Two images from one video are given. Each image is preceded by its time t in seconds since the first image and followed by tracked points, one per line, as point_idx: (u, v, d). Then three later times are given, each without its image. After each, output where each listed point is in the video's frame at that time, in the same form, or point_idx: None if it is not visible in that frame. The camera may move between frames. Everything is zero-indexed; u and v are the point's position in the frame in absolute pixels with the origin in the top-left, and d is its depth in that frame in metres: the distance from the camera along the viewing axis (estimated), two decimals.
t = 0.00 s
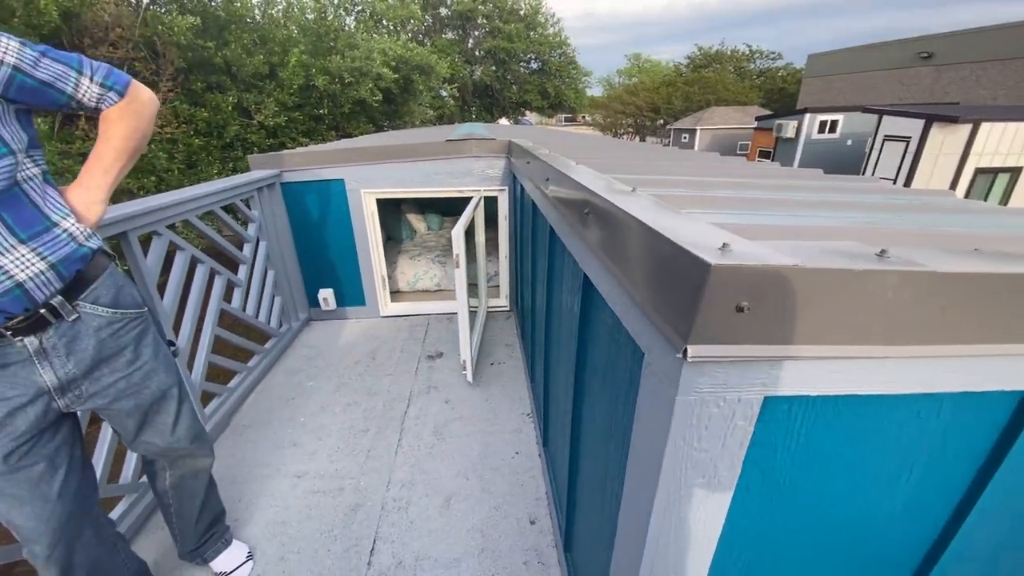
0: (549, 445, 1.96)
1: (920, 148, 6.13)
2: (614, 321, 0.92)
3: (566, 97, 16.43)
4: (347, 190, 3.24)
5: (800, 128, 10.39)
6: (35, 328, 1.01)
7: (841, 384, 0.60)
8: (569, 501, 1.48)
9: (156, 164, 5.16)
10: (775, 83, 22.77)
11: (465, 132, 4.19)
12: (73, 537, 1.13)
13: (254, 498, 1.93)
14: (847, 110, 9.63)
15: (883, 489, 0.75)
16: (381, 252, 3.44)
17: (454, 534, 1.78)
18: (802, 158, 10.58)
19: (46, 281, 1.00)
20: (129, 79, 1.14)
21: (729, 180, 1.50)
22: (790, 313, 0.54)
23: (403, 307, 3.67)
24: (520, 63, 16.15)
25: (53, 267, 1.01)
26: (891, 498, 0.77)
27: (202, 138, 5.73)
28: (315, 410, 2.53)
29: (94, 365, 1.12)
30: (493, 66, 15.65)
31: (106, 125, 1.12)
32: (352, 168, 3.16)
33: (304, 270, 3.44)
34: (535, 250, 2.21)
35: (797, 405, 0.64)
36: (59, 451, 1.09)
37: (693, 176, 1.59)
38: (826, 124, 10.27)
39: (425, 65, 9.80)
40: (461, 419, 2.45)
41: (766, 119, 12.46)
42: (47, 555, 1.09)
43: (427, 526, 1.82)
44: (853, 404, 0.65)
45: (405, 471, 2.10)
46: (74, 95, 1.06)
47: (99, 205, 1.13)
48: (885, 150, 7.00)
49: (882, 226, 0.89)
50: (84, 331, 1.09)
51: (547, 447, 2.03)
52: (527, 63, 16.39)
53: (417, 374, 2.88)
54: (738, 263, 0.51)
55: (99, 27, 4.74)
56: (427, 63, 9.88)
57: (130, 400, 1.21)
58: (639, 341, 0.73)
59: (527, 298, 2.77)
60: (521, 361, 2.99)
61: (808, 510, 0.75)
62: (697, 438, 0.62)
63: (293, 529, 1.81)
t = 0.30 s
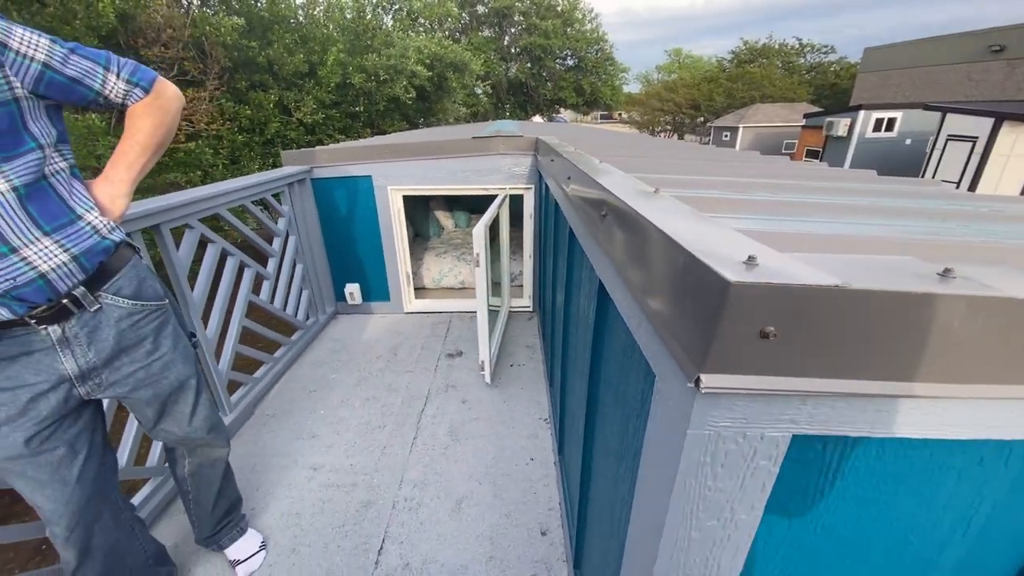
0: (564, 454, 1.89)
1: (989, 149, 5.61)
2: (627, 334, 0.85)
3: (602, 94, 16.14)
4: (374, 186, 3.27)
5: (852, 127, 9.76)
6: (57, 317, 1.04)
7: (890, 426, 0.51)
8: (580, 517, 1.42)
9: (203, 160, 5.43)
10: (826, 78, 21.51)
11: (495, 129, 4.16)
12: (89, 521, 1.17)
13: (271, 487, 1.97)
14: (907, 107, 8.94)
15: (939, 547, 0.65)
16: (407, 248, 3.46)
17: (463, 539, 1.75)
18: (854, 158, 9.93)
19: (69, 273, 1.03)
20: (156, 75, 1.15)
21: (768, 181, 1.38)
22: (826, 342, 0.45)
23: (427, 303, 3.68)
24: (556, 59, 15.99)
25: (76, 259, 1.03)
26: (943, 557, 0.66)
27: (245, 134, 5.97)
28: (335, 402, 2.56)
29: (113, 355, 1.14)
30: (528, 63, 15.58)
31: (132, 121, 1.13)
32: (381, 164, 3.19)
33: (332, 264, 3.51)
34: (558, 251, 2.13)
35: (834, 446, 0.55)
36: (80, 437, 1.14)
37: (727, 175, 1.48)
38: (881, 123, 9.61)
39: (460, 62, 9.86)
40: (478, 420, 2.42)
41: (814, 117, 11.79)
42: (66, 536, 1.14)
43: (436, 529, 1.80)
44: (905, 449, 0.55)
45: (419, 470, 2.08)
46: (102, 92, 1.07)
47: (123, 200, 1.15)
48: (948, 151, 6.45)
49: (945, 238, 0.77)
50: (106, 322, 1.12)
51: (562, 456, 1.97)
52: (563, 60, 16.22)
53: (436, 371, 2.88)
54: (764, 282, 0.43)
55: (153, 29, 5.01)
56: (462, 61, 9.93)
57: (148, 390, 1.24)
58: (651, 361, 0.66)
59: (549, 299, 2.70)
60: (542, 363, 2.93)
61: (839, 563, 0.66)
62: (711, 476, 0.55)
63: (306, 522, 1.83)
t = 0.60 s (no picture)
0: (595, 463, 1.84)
1: None
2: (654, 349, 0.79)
3: (668, 92, 15.50)
4: (427, 184, 3.37)
5: (960, 128, 8.60)
6: (134, 295, 1.17)
7: (946, 482, 0.43)
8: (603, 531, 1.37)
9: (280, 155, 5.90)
10: (931, 73, 19.12)
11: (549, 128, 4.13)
12: (150, 478, 1.33)
13: (314, 465, 2.10)
14: None
15: None
16: (455, 245, 3.53)
17: (488, 537, 1.76)
18: (960, 163, 8.75)
19: (144, 256, 1.16)
20: (228, 78, 1.25)
21: (838, 189, 1.24)
22: (866, 380, 0.39)
23: (472, 300, 3.74)
24: (622, 57, 15.58)
25: (151, 244, 1.16)
26: None
27: (318, 132, 6.40)
28: (377, 390, 2.68)
29: (179, 332, 1.27)
30: (592, 61, 15.31)
31: (206, 120, 1.24)
32: (435, 163, 3.29)
33: (385, 257, 3.66)
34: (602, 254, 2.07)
35: (873, 498, 0.48)
36: (149, 402, 1.29)
37: (790, 181, 1.35)
38: (997, 123, 8.39)
39: (521, 62, 9.91)
40: (512, 419, 2.42)
41: (913, 116, 10.54)
42: (131, 489, 1.30)
43: (463, 524, 1.82)
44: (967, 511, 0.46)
45: (450, 464, 2.12)
46: (180, 93, 1.18)
47: (195, 193, 1.26)
48: None
49: None
50: (174, 302, 1.24)
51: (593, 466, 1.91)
52: (628, 57, 15.75)
53: (475, 368, 2.91)
54: (788, 307, 0.38)
55: (243, 35, 5.55)
56: (523, 60, 9.96)
57: (207, 365, 1.36)
58: (671, 381, 0.62)
59: (592, 303, 2.63)
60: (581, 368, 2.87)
61: None
62: (722, 518, 0.50)
63: (341, 501, 1.93)
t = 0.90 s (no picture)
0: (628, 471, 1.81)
1: None
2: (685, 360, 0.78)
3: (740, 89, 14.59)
4: (480, 182, 3.46)
5: None
6: (215, 277, 1.32)
7: (983, 529, 0.41)
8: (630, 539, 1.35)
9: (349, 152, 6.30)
10: None
11: (606, 128, 4.08)
12: (219, 439, 1.50)
13: (360, 443, 2.25)
14: None
15: None
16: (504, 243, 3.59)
17: (516, 531, 1.80)
18: None
19: (224, 243, 1.31)
20: (303, 83, 1.37)
21: (914, 201, 1.13)
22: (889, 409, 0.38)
23: (517, 298, 3.78)
24: (691, 53, 14.88)
25: (230, 233, 1.31)
26: None
27: (383, 130, 6.75)
28: (421, 379, 2.80)
29: (249, 312, 1.42)
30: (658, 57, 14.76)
31: (282, 121, 1.37)
32: (489, 162, 3.37)
33: (436, 251, 3.81)
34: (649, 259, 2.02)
35: (904, 539, 0.45)
36: (221, 372, 1.46)
37: (858, 191, 1.25)
38: None
39: (584, 60, 9.79)
40: (548, 419, 2.44)
41: None
42: (203, 446, 1.48)
43: (492, 515, 1.87)
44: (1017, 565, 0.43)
45: (484, 456, 2.18)
46: (261, 98, 1.32)
47: (269, 187, 1.40)
48: None
49: None
50: (247, 284, 1.39)
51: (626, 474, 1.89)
52: (699, 53, 15.05)
53: (516, 365, 2.96)
54: (801, 327, 0.38)
55: (322, 40, 6.01)
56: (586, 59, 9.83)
57: (271, 343, 1.51)
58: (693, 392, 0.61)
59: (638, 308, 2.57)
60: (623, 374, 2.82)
61: None
62: (732, 537, 0.49)
63: (381, 479, 2.05)
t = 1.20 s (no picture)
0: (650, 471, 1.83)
1: None
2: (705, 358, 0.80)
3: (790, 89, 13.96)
4: (514, 182, 3.52)
5: None
6: (269, 266, 1.44)
7: (983, 525, 0.43)
8: (649, 536, 1.37)
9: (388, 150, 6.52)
10: None
11: (644, 129, 4.05)
12: (266, 414, 1.63)
13: (391, 428, 2.37)
14: None
15: None
16: (535, 242, 3.64)
17: (536, 521, 1.85)
18: None
19: (279, 235, 1.42)
20: (354, 85, 1.47)
21: (962, 210, 1.09)
22: (889, 405, 0.40)
23: (547, 297, 3.82)
24: (738, 51, 14.34)
25: (284, 225, 1.42)
26: None
27: (422, 129, 6.94)
28: (450, 371, 2.89)
29: (298, 298, 1.54)
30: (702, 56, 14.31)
31: (334, 122, 1.48)
32: (524, 162, 3.42)
33: (469, 248, 3.90)
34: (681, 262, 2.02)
35: (909, 535, 0.48)
36: (271, 352, 1.59)
37: (902, 198, 1.22)
38: None
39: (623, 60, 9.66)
40: (572, 417, 2.47)
41: None
42: (252, 419, 1.62)
43: (514, 505, 1.93)
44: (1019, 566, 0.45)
45: (508, 448, 2.25)
46: (316, 100, 1.43)
47: (320, 183, 1.51)
48: None
49: None
50: (297, 273, 1.50)
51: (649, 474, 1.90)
52: (746, 51, 14.48)
53: (543, 362, 3.00)
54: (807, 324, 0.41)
55: (368, 42, 6.25)
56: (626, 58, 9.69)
57: (315, 328, 1.63)
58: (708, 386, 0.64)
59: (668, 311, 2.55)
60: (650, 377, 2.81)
61: None
62: (738, 523, 0.52)
63: (410, 463, 2.15)
